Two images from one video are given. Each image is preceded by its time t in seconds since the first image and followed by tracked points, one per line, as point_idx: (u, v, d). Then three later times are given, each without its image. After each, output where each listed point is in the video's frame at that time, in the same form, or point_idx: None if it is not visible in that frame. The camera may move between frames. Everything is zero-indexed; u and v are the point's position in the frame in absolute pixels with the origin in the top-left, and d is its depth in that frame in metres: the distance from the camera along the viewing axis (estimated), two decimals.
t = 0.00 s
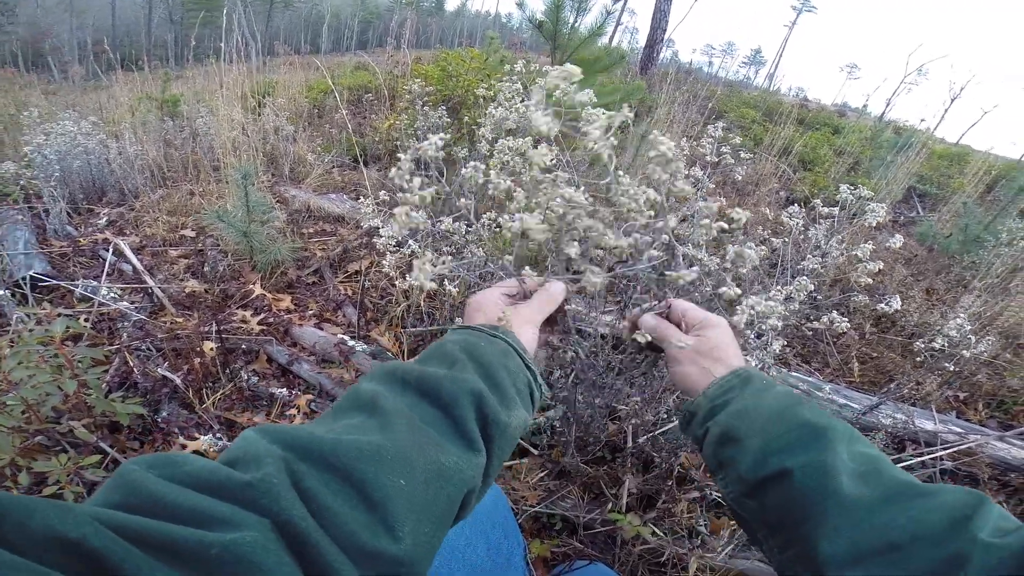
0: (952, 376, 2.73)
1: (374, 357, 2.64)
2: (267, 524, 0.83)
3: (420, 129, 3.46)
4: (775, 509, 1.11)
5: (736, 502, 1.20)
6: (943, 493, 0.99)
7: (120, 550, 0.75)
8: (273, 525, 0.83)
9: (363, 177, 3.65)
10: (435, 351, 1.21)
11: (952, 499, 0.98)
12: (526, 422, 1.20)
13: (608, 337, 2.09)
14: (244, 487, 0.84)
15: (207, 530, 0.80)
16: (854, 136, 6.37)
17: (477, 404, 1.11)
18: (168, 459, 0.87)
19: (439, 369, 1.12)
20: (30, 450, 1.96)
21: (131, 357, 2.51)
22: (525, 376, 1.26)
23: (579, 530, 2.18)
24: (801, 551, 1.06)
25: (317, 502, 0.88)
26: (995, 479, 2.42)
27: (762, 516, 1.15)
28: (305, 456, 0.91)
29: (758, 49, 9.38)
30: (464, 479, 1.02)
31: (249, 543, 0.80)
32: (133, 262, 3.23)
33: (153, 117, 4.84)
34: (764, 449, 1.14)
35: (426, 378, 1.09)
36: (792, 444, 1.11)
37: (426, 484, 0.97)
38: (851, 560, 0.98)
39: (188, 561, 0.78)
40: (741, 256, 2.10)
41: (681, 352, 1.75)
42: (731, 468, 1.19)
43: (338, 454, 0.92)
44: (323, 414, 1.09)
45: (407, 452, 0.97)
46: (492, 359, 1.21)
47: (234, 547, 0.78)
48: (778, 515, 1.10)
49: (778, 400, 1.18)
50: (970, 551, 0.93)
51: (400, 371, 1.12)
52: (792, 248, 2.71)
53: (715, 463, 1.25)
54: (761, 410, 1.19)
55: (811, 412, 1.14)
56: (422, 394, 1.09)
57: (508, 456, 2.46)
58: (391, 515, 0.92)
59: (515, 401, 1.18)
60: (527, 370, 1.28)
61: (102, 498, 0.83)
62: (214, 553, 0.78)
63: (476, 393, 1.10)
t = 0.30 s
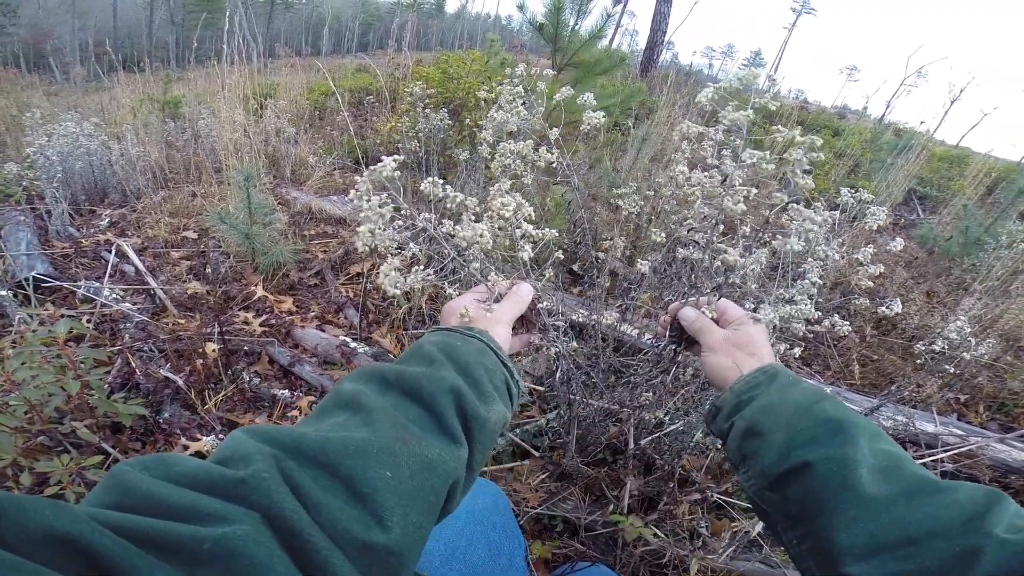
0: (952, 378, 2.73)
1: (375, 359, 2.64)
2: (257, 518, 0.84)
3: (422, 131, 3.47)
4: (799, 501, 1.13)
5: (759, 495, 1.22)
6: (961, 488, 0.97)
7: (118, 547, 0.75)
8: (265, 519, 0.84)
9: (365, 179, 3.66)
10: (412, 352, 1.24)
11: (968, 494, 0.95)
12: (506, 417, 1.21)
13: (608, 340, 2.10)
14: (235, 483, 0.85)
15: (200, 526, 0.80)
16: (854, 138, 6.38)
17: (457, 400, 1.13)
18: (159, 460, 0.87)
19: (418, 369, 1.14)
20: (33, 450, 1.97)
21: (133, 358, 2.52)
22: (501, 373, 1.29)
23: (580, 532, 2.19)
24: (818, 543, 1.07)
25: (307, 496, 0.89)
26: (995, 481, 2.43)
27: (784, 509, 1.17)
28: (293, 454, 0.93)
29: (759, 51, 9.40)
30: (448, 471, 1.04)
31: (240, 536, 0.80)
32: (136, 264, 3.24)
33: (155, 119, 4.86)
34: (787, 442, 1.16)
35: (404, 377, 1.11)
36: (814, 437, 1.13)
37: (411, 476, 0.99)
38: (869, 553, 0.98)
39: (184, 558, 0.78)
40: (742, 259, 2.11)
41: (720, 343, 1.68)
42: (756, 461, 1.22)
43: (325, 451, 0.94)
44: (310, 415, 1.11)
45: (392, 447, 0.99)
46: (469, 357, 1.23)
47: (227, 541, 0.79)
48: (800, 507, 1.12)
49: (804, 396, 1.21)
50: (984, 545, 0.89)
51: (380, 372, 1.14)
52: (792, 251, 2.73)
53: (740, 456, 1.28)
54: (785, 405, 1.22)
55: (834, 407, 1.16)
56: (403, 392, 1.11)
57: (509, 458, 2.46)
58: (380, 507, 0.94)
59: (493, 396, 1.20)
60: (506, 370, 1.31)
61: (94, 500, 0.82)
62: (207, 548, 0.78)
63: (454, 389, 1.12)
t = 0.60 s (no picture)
0: (951, 377, 2.74)
1: (375, 360, 2.64)
2: (268, 520, 0.84)
3: (421, 132, 3.48)
4: (775, 510, 1.11)
5: (736, 503, 1.21)
6: (943, 492, 0.99)
7: (124, 550, 0.76)
8: (276, 523, 0.84)
9: (364, 179, 3.66)
10: (431, 354, 1.24)
11: (951, 498, 0.97)
12: (522, 423, 1.22)
13: (607, 339, 2.10)
14: (246, 484, 0.86)
15: (210, 528, 0.81)
16: (853, 138, 6.39)
17: (474, 404, 1.13)
18: (171, 458, 0.88)
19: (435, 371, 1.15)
20: (33, 450, 1.97)
21: (133, 359, 2.53)
22: (519, 377, 1.29)
23: (579, 531, 2.20)
24: (798, 552, 1.05)
25: (319, 500, 0.89)
26: (994, 480, 2.43)
27: (761, 517, 1.15)
28: (306, 454, 0.93)
29: (758, 51, 9.40)
30: (462, 477, 1.05)
31: (250, 539, 0.81)
32: (135, 264, 3.24)
33: (154, 120, 4.87)
34: (764, 451, 1.14)
35: (422, 379, 1.11)
36: (792, 447, 1.11)
37: (425, 483, 0.99)
38: (847, 563, 0.98)
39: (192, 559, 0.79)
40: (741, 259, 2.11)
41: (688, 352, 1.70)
42: (733, 469, 1.20)
43: (338, 453, 0.94)
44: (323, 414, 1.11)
45: (406, 452, 1.00)
46: (488, 360, 1.24)
47: (237, 544, 0.79)
48: (778, 516, 1.10)
49: (779, 401, 1.19)
50: (968, 550, 0.92)
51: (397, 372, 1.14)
52: (791, 251, 2.73)
53: (717, 464, 1.26)
54: (763, 410, 1.20)
55: (811, 412, 1.14)
56: (419, 394, 1.11)
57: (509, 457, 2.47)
58: (393, 513, 0.94)
59: (511, 401, 1.20)
60: (524, 375, 1.32)
61: (106, 497, 0.84)
62: (217, 550, 0.79)
63: (472, 394, 1.13)
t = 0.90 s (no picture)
0: (951, 378, 2.73)
1: (373, 361, 2.62)
2: (280, 529, 0.85)
3: (420, 133, 3.49)
4: (756, 526, 1.11)
5: (717, 518, 1.22)
6: (932, 502, 0.91)
7: (129, 554, 0.75)
8: (288, 533, 0.85)
9: (364, 180, 3.67)
10: (459, 358, 1.26)
11: (939, 507, 0.90)
12: (548, 435, 1.22)
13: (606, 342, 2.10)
14: (259, 490, 0.86)
15: (220, 534, 0.81)
16: (852, 139, 6.39)
17: (499, 414, 1.14)
18: (183, 459, 0.88)
19: (463, 378, 1.17)
20: (31, 452, 1.96)
21: (131, 360, 2.53)
22: (549, 389, 1.30)
23: (578, 532, 2.19)
24: (785, 565, 1.04)
25: (332, 509, 0.90)
26: (995, 481, 2.43)
27: (744, 533, 1.16)
28: (323, 459, 0.95)
29: (757, 52, 9.41)
30: (483, 489, 1.05)
31: (261, 548, 0.81)
32: (134, 266, 3.24)
33: (154, 122, 4.87)
34: (742, 465, 1.17)
35: (447, 385, 1.14)
36: (772, 461, 1.12)
37: (444, 495, 1.00)
38: None
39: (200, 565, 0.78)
40: (739, 260, 2.12)
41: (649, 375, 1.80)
42: (712, 485, 1.24)
43: (356, 461, 0.96)
44: (348, 413, 1.15)
45: (426, 461, 1.01)
46: (517, 369, 1.25)
47: (248, 552, 0.80)
48: (762, 531, 1.10)
49: (759, 413, 1.22)
50: (955, 561, 0.83)
51: (424, 376, 1.17)
52: (789, 252, 2.73)
53: (697, 479, 1.29)
54: (742, 422, 1.24)
55: (791, 425, 1.16)
56: (444, 400, 1.14)
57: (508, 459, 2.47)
58: (407, 525, 0.95)
59: (538, 413, 1.20)
60: (553, 384, 1.32)
61: (113, 497, 0.83)
62: (225, 558, 0.79)
63: (497, 403, 1.14)
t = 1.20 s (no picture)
0: (938, 371, 2.78)
1: (364, 362, 2.60)
2: (285, 531, 0.84)
3: (408, 133, 3.48)
4: (748, 539, 1.12)
5: (706, 531, 1.22)
6: (921, 513, 0.96)
7: (134, 555, 0.74)
8: (293, 535, 0.85)
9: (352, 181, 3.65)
10: (462, 364, 1.26)
11: (930, 517, 0.95)
12: (548, 441, 1.23)
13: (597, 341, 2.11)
14: (266, 492, 0.86)
15: (226, 535, 0.81)
16: (839, 136, 6.46)
17: (502, 420, 1.15)
18: (190, 460, 0.87)
19: (466, 383, 1.17)
20: (19, 458, 1.93)
21: (119, 365, 2.50)
22: (550, 396, 1.30)
23: (572, 531, 2.20)
24: None
25: (337, 512, 0.90)
26: (985, 474, 2.47)
27: (732, 544, 1.17)
28: (327, 463, 0.95)
29: (744, 51, 9.48)
30: (485, 494, 1.05)
31: (267, 549, 0.81)
32: (120, 269, 3.20)
33: (139, 123, 4.81)
34: (730, 479, 1.16)
35: (451, 391, 1.14)
36: (761, 473, 1.12)
37: (447, 499, 1.01)
38: None
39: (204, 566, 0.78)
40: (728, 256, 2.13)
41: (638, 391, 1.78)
42: (700, 499, 1.23)
43: (361, 464, 0.96)
44: (348, 418, 1.14)
45: (429, 465, 1.01)
46: (520, 374, 1.25)
47: (253, 553, 0.79)
48: (751, 544, 1.12)
49: (744, 427, 1.21)
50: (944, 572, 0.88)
51: (428, 381, 1.16)
52: (776, 248, 2.76)
53: (683, 492, 1.28)
54: (730, 434, 1.22)
55: (778, 437, 1.17)
56: (447, 405, 1.14)
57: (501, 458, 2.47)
58: (411, 529, 0.95)
59: (539, 419, 1.21)
60: (555, 390, 1.33)
61: (118, 498, 0.82)
62: (231, 559, 0.78)
63: (501, 409, 1.15)
